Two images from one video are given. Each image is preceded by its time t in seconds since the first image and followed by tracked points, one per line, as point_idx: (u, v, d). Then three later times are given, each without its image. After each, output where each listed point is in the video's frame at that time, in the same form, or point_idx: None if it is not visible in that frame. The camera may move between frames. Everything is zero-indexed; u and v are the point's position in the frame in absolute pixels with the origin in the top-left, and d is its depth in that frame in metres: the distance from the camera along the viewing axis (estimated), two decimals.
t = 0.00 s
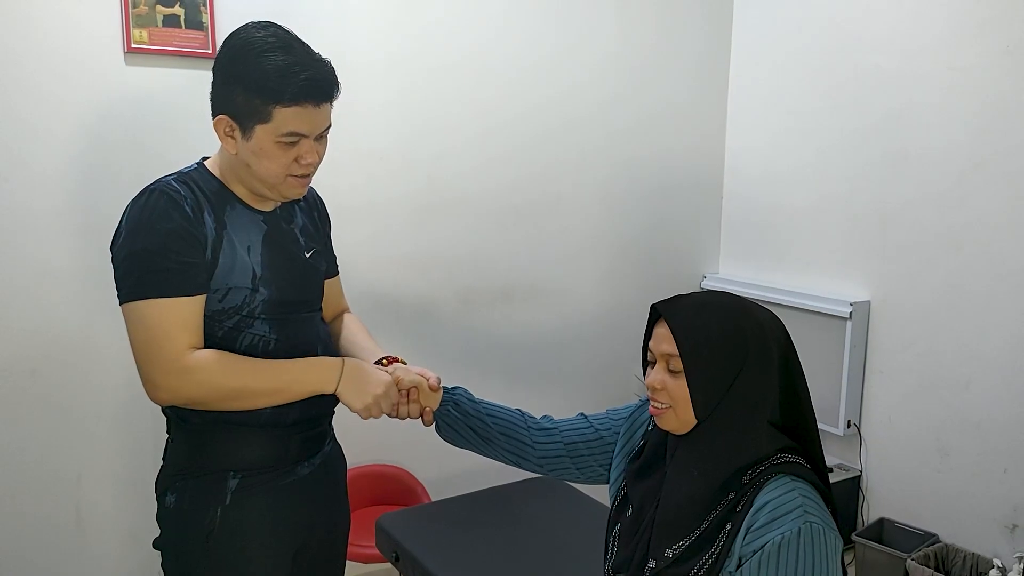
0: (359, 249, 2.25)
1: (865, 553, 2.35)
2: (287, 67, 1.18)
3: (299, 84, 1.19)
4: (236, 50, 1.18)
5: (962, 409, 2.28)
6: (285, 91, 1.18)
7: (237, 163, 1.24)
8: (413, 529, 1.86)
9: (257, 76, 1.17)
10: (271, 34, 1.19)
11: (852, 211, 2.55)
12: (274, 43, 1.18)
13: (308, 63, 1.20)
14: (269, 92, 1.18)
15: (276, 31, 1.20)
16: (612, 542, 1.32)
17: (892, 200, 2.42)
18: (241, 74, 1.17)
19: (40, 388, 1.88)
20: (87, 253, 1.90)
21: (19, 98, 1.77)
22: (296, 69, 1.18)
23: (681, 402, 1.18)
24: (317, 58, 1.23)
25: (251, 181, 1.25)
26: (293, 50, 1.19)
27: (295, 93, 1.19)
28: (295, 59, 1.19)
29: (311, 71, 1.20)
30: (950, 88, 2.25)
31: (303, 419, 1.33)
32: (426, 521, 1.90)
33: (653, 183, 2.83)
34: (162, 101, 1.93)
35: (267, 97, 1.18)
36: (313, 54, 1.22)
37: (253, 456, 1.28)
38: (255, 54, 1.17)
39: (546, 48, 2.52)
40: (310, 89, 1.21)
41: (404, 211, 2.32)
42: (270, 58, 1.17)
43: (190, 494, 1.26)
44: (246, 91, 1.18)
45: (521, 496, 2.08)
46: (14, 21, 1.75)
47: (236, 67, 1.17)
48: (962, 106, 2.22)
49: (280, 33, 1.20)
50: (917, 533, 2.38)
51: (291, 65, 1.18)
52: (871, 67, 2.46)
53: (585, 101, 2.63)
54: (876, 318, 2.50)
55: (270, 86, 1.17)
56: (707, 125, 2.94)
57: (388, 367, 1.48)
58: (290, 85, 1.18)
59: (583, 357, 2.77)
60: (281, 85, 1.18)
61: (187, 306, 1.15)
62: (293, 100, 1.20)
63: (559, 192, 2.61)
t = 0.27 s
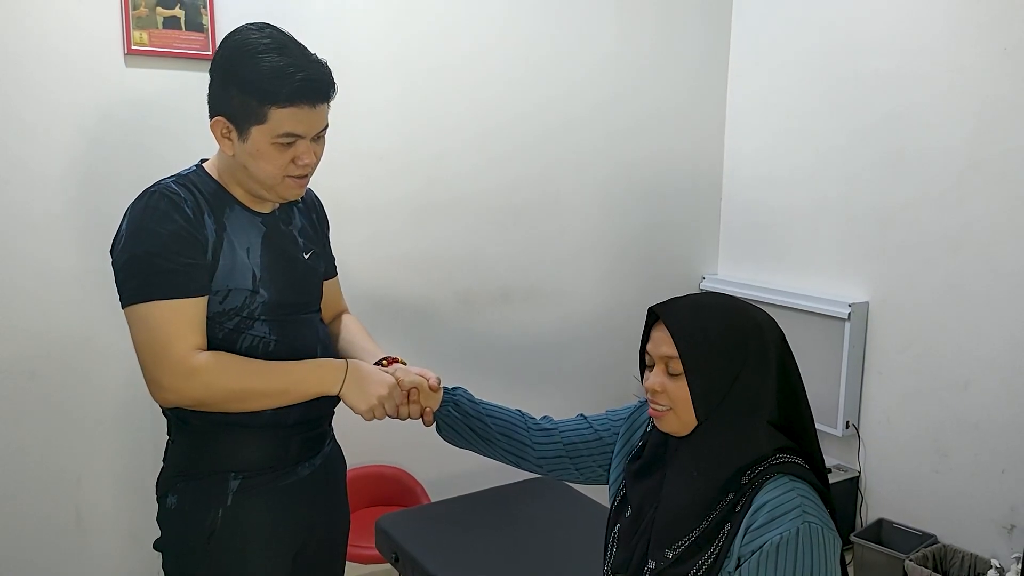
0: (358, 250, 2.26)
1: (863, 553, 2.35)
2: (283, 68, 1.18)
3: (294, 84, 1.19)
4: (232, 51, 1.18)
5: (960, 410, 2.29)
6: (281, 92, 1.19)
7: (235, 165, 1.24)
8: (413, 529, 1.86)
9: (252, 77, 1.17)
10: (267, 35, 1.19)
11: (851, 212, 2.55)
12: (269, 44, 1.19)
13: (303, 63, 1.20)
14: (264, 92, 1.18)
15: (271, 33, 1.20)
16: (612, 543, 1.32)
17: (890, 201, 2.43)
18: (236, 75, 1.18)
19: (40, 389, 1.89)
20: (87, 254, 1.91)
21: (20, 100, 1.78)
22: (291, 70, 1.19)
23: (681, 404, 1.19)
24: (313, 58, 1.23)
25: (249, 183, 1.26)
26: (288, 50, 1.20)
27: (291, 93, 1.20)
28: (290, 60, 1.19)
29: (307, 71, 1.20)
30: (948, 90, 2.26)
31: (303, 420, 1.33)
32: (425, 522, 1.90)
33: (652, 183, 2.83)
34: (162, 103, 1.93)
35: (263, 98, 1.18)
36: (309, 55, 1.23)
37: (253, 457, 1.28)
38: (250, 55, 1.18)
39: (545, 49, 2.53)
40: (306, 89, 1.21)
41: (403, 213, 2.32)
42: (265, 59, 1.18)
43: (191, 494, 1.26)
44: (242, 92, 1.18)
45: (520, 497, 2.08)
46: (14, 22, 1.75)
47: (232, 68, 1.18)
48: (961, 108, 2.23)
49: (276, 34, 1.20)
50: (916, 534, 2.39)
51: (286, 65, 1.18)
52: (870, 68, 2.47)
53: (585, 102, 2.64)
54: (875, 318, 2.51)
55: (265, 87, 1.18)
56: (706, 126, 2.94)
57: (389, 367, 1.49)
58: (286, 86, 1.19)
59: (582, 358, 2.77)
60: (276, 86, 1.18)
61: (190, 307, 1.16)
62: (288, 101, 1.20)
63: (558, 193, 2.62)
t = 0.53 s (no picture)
0: (357, 251, 2.26)
1: (861, 553, 2.36)
2: (285, 68, 1.19)
3: (296, 84, 1.20)
4: (235, 50, 1.19)
5: (958, 410, 2.29)
6: (282, 91, 1.19)
7: (235, 165, 1.25)
8: (411, 530, 1.86)
9: (254, 77, 1.18)
10: (269, 35, 1.20)
11: (849, 212, 2.56)
12: (271, 44, 1.19)
13: (305, 64, 1.21)
14: (266, 92, 1.19)
15: (273, 33, 1.21)
16: (610, 544, 1.33)
17: (889, 201, 2.44)
18: (238, 75, 1.18)
19: (39, 390, 1.89)
20: (87, 255, 1.91)
21: (20, 101, 1.78)
22: (293, 70, 1.19)
23: (675, 404, 1.19)
24: (315, 59, 1.24)
25: (249, 183, 1.26)
26: (290, 51, 1.20)
27: (293, 93, 1.20)
28: (292, 60, 1.20)
29: (308, 71, 1.21)
30: (946, 91, 2.27)
31: (302, 421, 1.33)
32: (424, 522, 1.91)
33: (651, 184, 2.84)
34: (161, 104, 1.94)
35: (264, 97, 1.19)
36: (311, 55, 1.23)
37: (251, 457, 1.28)
38: (253, 55, 1.18)
39: (544, 49, 2.53)
40: (308, 89, 1.22)
41: (402, 214, 2.33)
42: (268, 59, 1.18)
43: (190, 495, 1.27)
44: (244, 91, 1.18)
45: (519, 497, 2.09)
46: (14, 23, 1.75)
47: (234, 67, 1.18)
48: (958, 109, 2.24)
49: (278, 34, 1.21)
50: (914, 534, 2.39)
51: (288, 65, 1.19)
52: (868, 70, 2.48)
53: (584, 103, 2.65)
54: (873, 319, 2.51)
55: (268, 86, 1.18)
56: (704, 127, 2.95)
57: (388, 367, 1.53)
58: (288, 85, 1.19)
59: (581, 359, 2.78)
60: (278, 86, 1.19)
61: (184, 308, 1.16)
62: (290, 100, 1.20)
63: (557, 193, 2.63)
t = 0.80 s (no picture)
0: (354, 250, 2.26)
1: (860, 552, 2.35)
2: (284, 63, 1.19)
3: (295, 80, 1.20)
4: (234, 45, 1.18)
5: (956, 409, 2.29)
6: (281, 87, 1.19)
7: (233, 161, 1.24)
8: (407, 529, 1.86)
9: (253, 72, 1.18)
10: (269, 32, 1.20)
11: (847, 211, 2.56)
12: (271, 40, 1.19)
13: (304, 60, 1.21)
14: (265, 87, 1.18)
15: (272, 30, 1.21)
16: (608, 544, 1.32)
17: (887, 200, 2.43)
18: (237, 69, 1.18)
19: (35, 389, 1.88)
20: (83, 254, 1.90)
21: (16, 99, 1.78)
22: (292, 65, 1.19)
23: (673, 401, 1.19)
24: (314, 55, 1.24)
25: (247, 179, 1.25)
26: (289, 47, 1.20)
27: (292, 89, 1.20)
28: (291, 56, 1.20)
29: (308, 67, 1.21)
30: (944, 90, 2.26)
31: (298, 420, 1.33)
32: (421, 521, 1.90)
33: (649, 183, 2.83)
34: (158, 102, 1.93)
35: (263, 92, 1.19)
36: (310, 52, 1.23)
37: (247, 456, 1.27)
38: (252, 50, 1.18)
39: (542, 48, 2.53)
40: (307, 85, 1.22)
41: (400, 213, 2.32)
42: (267, 54, 1.18)
43: (185, 493, 1.26)
44: (243, 86, 1.18)
45: (517, 496, 2.08)
46: (10, 21, 1.75)
47: (233, 62, 1.18)
48: (957, 108, 2.23)
49: (277, 31, 1.21)
50: (912, 533, 2.39)
51: (288, 60, 1.19)
52: (866, 68, 2.47)
53: (582, 102, 2.64)
54: (871, 318, 2.51)
55: (266, 82, 1.18)
56: (702, 126, 2.95)
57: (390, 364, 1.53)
58: (287, 80, 1.19)
59: (579, 358, 2.77)
60: (277, 81, 1.19)
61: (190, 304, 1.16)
62: (290, 95, 1.20)
63: (555, 192, 2.62)
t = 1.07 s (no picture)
0: (352, 250, 2.25)
1: (859, 552, 2.35)
2: (280, 56, 1.18)
3: (290, 73, 1.19)
4: (229, 40, 1.18)
5: (955, 409, 2.29)
6: (277, 80, 1.18)
7: (231, 158, 1.23)
8: (406, 529, 1.86)
9: (249, 65, 1.17)
10: (264, 27, 1.19)
11: (846, 211, 2.55)
12: (266, 34, 1.19)
13: (299, 53, 1.20)
14: (261, 80, 1.18)
15: (267, 25, 1.20)
16: (607, 546, 1.32)
17: (886, 200, 2.43)
18: (233, 65, 1.17)
19: (32, 389, 1.87)
20: (80, 254, 1.89)
21: (12, 98, 1.77)
22: (288, 58, 1.19)
23: (672, 402, 1.19)
24: (309, 49, 1.23)
25: (245, 176, 1.24)
26: (284, 41, 1.20)
27: (288, 82, 1.19)
28: (286, 49, 1.19)
29: (304, 60, 1.20)
30: (943, 89, 2.26)
31: (297, 421, 1.32)
32: (420, 522, 1.90)
33: (647, 182, 2.83)
34: (155, 101, 1.92)
35: (259, 86, 1.18)
36: (305, 46, 1.23)
37: (245, 457, 1.27)
38: (247, 45, 1.17)
39: (540, 47, 2.52)
40: (303, 78, 1.21)
41: (398, 212, 2.32)
42: (262, 48, 1.17)
43: (184, 494, 1.26)
44: (239, 81, 1.17)
45: (516, 497, 2.08)
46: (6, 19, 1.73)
47: (228, 57, 1.17)
48: (956, 107, 2.23)
49: (271, 26, 1.21)
50: (911, 533, 2.39)
51: (284, 54, 1.18)
52: (865, 68, 2.47)
53: (580, 101, 2.64)
54: (870, 317, 2.51)
55: (262, 75, 1.17)
56: (701, 125, 2.94)
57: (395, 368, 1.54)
58: (283, 74, 1.19)
59: (578, 357, 2.77)
60: (273, 75, 1.18)
61: (207, 301, 1.15)
62: (286, 89, 1.20)
63: (554, 192, 2.62)
